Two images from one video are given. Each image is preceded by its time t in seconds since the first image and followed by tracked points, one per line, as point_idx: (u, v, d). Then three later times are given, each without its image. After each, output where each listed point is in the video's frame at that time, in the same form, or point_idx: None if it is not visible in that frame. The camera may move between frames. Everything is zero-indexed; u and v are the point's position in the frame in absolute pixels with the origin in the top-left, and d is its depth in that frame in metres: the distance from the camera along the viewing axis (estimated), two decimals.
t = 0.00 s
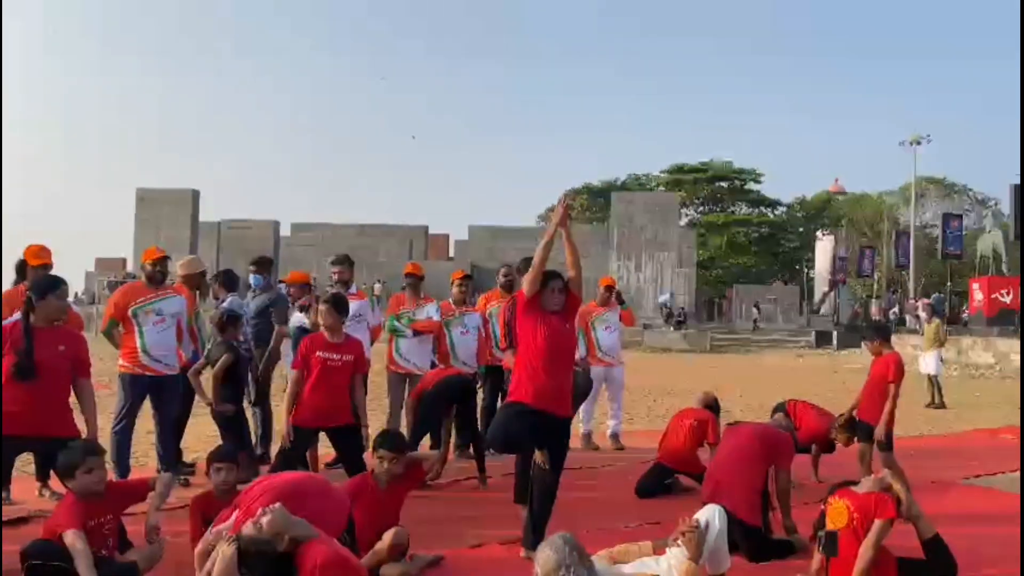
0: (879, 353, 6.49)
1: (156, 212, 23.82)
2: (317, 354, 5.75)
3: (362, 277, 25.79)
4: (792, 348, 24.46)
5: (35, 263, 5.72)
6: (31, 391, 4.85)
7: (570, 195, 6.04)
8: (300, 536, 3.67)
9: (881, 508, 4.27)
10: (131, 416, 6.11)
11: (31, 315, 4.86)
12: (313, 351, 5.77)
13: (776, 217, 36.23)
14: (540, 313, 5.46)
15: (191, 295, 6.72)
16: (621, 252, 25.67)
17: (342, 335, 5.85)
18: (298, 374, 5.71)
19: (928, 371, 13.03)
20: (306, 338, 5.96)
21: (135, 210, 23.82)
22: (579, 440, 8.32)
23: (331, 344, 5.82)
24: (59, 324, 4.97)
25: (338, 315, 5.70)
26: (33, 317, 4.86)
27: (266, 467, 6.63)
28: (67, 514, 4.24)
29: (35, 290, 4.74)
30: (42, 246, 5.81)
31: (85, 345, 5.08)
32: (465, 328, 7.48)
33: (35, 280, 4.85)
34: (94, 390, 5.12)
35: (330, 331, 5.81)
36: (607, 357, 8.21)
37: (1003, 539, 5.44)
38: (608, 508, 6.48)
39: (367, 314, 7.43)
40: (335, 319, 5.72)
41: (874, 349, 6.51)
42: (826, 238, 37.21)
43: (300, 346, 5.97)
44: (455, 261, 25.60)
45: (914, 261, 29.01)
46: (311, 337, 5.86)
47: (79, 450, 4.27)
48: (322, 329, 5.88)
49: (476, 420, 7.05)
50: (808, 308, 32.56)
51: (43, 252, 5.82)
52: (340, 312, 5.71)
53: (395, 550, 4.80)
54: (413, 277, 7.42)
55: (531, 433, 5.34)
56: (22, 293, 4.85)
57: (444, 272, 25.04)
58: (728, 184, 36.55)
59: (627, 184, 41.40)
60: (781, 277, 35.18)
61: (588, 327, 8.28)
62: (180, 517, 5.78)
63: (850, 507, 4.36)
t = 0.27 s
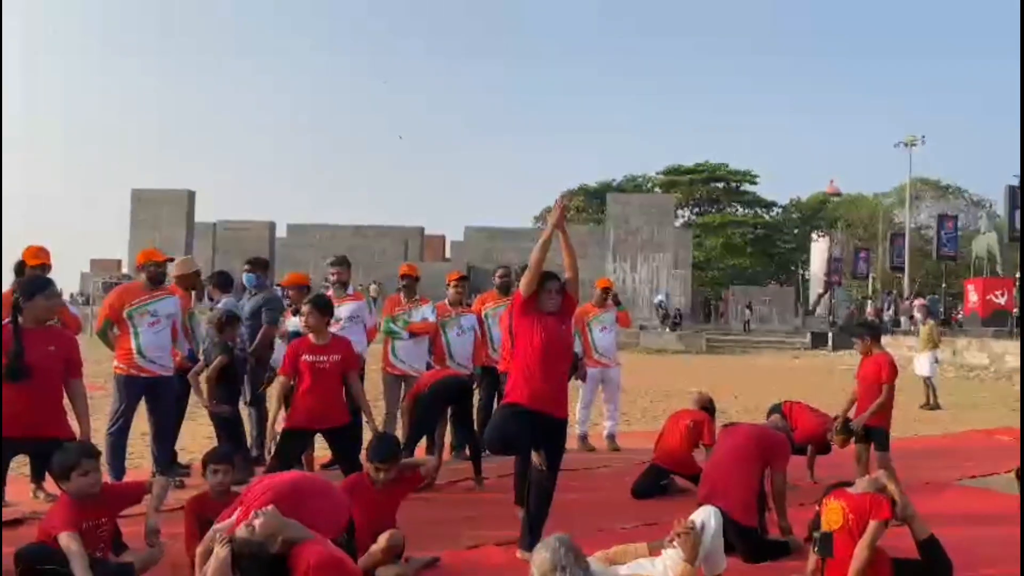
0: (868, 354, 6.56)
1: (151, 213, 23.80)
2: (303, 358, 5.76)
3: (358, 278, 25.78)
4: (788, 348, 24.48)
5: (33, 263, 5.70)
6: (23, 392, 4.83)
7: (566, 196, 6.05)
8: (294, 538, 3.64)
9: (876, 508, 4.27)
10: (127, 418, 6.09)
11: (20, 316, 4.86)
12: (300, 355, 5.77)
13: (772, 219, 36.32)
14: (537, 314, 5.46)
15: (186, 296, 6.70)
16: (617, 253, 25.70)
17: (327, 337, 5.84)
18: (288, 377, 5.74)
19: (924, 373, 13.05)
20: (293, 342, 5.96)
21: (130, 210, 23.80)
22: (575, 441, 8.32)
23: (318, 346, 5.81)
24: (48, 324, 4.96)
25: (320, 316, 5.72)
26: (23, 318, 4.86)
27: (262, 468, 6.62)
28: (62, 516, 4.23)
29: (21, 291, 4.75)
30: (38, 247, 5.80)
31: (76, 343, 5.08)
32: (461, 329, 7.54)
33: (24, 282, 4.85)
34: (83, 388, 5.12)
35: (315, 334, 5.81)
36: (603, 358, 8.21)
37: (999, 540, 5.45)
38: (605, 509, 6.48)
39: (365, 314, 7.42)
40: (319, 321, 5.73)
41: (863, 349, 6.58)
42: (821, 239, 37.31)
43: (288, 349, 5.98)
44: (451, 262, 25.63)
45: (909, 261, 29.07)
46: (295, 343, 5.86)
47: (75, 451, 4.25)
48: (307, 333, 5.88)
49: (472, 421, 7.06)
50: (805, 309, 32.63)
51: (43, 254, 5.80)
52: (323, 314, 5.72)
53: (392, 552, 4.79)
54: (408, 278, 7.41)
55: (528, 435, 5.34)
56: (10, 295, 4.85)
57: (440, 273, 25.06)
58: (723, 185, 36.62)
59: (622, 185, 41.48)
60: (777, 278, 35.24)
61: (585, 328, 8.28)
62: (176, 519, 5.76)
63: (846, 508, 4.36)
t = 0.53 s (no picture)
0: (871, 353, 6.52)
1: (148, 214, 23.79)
2: (297, 361, 5.78)
3: (355, 280, 25.76)
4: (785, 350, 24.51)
5: (32, 264, 5.70)
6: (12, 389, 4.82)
7: (563, 197, 6.05)
8: (288, 541, 3.64)
9: (873, 509, 4.28)
10: (125, 420, 6.08)
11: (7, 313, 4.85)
12: (292, 359, 5.79)
13: (769, 220, 36.36)
14: (534, 316, 5.46)
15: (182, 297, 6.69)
16: (614, 255, 25.72)
17: (320, 338, 5.86)
18: (283, 380, 5.76)
19: (920, 375, 13.08)
20: (286, 344, 5.99)
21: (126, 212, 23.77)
22: (573, 442, 8.33)
23: (312, 348, 5.83)
24: (34, 321, 4.95)
25: (314, 318, 5.70)
26: (9, 315, 4.85)
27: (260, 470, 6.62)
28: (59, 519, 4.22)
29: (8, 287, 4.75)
30: (37, 248, 5.80)
31: (60, 340, 5.08)
32: (458, 331, 7.54)
33: (6, 280, 4.85)
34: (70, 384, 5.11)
35: (308, 335, 5.83)
36: (601, 360, 8.21)
37: (995, 541, 5.46)
38: (602, 510, 6.48)
39: (363, 315, 7.42)
40: (312, 322, 5.73)
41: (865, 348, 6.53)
42: (818, 240, 37.36)
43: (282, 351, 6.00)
44: (449, 263, 25.65)
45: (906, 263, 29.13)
46: (289, 345, 5.88)
47: (72, 453, 4.25)
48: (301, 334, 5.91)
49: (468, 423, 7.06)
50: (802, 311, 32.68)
51: (43, 255, 5.81)
52: (316, 316, 5.71)
53: (390, 553, 4.79)
54: (407, 279, 7.37)
55: (525, 437, 5.34)
56: None
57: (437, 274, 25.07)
58: (720, 186, 36.67)
59: (620, 187, 41.51)
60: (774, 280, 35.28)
61: (583, 330, 8.29)
62: (173, 520, 5.75)
63: (842, 509, 4.37)
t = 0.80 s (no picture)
0: (879, 355, 6.52)
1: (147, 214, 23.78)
2: (298, 361, 5.75)
3: (354, 280, 25.77)
4: (783, 351, 24.53)
5: (31, 264, 5.70)
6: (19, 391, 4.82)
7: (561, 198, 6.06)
8: (283, 542, 3.61)
9: (871, 510, 4.28)
10: (123, 420, 6.07)
11: (17, 315, 4.87)
12: (293, 358, 5.76)
13: (768, 221, 36.39)
14: (532, 317, 5.46)
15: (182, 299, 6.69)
16: (613, 256, 25.73)
17: (321, 338, 5.85)
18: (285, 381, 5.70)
19: (919, 376, 13.08)
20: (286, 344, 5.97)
21: (125, 212, 23.76)
22: (572, 443, 8.33)
23: (312, 349, 5.82)
24: (45, 323, 4.96)
25: (314, 318, 5.69)
26: (19, 317, 4.87)
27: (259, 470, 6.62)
28: (56, 520, 4.22)
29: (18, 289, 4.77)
30: (36, 248, 5.80)
31: (71, 340, 5.07)
32: (458, 331, 7.50)
33: (18, 281, 4.85)
34: (79, 388, 5.12)
35: (309, 335, 5.81)
36: (599, 361, 8.21)
37: (993, 542, 5.46)
38: (601, 511, 6.48)
39: (361, 316, 7.40)
40: (311, 323, 5.72)
41: (873, 350, 6.54)
42: (817, 241, 37.39)
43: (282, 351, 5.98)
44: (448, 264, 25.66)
45: (905, 264, 29.16)
46: (290, 344, 5.87)
47: (69, 455, 4.25)
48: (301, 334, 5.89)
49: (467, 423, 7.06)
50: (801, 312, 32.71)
51: (43, 255, 5.81)
52: (315, 316, 5.70)
53: (389, 555, 4.78)
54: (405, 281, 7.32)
55: (526, 439, 5.35)
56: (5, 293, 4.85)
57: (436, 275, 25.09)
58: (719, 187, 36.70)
59: (618, 188, 41.55)
60: (772, 281, 35.30)
61: (581, 331, 8.29)
62: (171, 521, 5.74)
63: (841, 510, 4.37)
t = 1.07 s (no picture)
0: (879, 356, 6.49)
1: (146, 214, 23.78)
2: (298, 362, 5.75)
3: (353, 280, 25.76)
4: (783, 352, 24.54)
5: (31, 264, 5.69)
6: (18, 393, 4.82)
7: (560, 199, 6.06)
8: (278, 544, 3.57)
9: (870, 512, 4.28)
10: (122, 421, 6.07)
11: (19, 316, 4.86)
12: (293, 359, 5.77)
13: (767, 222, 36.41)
14: (531, 318, 5.46)
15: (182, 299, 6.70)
16: (612, 257, 25.73)
17: (322, 339, 5.85)
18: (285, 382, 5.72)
19: (919, 376, 13.08)
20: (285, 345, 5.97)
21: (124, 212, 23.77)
22: (571, 444, 8.33)
23: (312, 350, 5.82)
24: (45, 326, 4.95)
25: (315, 319, 5.69)
26: (21, 318, 4.86)
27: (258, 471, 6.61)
28: (53, 520, 4.22)
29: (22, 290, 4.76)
30: (35, 248, 5.79)
31: (70, 343, 5.09)
32: (456, 331, 7.45)
33: (20, 282, 4.84)
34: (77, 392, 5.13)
35: (310, 336, 5.82)
36: (598, 361, 8.21)
37: (992, 543, 5.47)
38: (600, 512, 6.48)
39: (358, 316, 7.39)
40: (313, 323, 5.72)
41: (873, 351, 6.50)
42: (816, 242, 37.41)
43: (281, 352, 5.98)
44: (447, 264, 25.67)
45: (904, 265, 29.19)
46: (289, 345, 5.87)
47: (66, 455, 4.24)
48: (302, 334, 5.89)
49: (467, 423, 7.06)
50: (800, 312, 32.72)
51: (43, 256, 5.80)
52: (316, 317, 5.70)
53: (389, 556, 4.78)
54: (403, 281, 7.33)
55: (525, 440, 5.35)
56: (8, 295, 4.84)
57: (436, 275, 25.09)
58: (718, 188, 36.72)
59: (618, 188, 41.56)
60: (772, 281, 35.29)
61: (581, 331, 8.29)
62: (169, 522, 5.74)
63: (839, 511, 4.38)
